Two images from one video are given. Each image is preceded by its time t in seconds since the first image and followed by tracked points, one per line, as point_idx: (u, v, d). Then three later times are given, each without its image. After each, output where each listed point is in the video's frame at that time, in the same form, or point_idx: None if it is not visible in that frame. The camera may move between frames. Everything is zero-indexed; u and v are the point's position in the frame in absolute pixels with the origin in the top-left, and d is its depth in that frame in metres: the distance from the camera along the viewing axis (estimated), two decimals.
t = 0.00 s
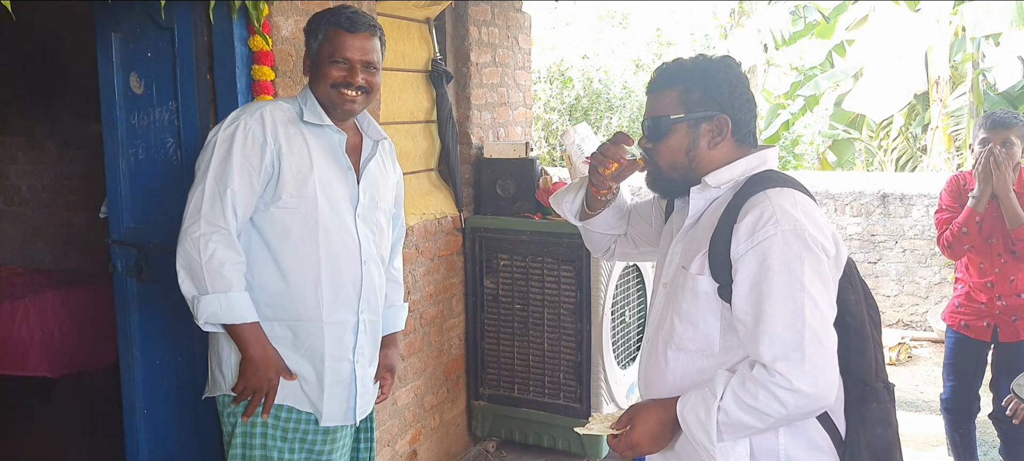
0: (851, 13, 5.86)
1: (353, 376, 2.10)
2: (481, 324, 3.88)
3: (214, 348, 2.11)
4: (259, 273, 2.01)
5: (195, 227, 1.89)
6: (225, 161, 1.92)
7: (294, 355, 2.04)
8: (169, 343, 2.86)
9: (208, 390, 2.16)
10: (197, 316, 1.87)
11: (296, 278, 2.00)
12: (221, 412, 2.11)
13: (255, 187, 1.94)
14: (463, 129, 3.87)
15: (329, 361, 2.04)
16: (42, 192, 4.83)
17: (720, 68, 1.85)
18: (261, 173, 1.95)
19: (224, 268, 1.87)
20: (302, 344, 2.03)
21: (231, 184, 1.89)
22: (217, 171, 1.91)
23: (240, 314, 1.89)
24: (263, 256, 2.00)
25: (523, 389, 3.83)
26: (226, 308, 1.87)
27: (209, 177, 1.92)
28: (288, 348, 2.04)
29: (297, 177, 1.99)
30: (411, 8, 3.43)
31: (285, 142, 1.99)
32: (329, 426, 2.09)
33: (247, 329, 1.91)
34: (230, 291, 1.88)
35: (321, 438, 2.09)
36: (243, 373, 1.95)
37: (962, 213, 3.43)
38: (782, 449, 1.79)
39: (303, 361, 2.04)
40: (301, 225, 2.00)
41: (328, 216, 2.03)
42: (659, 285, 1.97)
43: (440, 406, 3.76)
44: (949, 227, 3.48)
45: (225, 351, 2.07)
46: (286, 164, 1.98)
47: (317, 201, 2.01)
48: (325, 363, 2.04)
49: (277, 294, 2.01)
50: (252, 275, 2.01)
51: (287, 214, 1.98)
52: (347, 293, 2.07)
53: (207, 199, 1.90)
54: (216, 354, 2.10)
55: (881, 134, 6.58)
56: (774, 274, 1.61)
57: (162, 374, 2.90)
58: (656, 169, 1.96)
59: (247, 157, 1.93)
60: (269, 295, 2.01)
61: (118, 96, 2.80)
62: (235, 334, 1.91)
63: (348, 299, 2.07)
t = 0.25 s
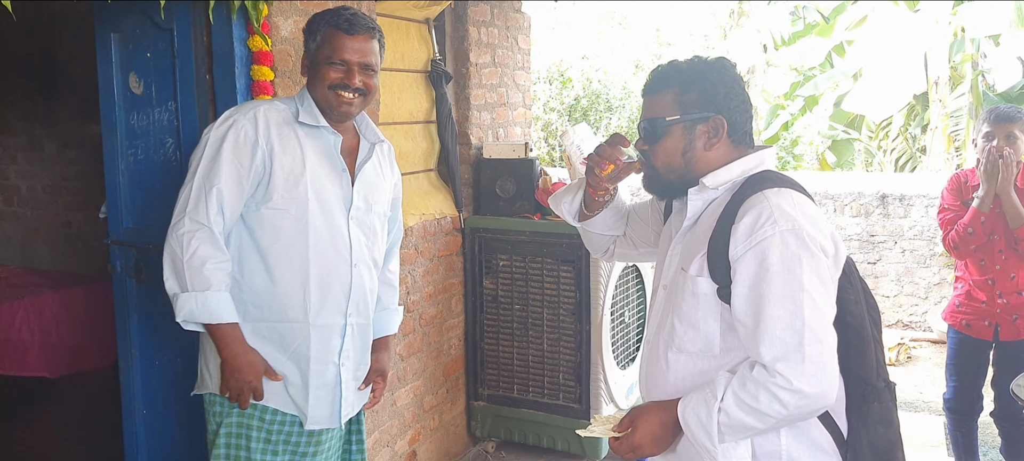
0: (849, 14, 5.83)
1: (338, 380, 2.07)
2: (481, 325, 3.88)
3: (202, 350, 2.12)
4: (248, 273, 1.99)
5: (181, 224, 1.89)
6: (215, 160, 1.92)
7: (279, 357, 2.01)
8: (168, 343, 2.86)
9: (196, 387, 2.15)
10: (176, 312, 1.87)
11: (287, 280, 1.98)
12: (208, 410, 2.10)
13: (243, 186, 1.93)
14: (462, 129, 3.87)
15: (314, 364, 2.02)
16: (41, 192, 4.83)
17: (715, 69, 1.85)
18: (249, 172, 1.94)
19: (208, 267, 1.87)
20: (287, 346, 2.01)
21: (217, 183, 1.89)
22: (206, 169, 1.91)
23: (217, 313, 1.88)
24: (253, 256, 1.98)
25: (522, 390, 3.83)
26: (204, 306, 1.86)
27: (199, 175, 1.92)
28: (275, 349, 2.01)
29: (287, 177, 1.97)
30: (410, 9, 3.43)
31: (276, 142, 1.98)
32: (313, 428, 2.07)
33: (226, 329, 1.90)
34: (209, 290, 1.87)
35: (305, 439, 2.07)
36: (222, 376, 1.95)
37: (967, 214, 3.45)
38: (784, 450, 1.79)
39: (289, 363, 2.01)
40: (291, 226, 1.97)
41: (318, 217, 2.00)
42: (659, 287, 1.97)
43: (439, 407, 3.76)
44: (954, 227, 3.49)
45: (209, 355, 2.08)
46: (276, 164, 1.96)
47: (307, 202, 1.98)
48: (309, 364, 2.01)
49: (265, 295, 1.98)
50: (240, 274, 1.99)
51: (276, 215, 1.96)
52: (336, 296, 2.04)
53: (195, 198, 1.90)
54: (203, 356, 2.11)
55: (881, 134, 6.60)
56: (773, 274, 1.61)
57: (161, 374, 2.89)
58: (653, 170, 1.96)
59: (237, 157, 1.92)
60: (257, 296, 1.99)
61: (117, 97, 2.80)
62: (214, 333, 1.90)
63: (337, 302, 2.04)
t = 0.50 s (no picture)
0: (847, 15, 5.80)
1: (326, 382, 2.07)
2: (479, 325, 3.88)
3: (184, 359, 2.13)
4: (232, 278, 1.97)
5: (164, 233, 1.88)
6: (196, 166, 1.90)
7: (266, 362, 1.99)
8: (166, 345, 2.86)
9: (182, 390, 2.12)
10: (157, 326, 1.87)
11: (269, 283, 1.97)
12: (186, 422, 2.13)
13: (225, 192, 1.91)
14: (461, 130, 3.87)
15: (300, 368, 2.01)
16: (39, 193, 4.82)
17: (711, 70, 1.85)
18: (230, 179, 1.92)
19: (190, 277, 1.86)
20: (270, 352, 1.99)
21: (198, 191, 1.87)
22: (187, 176, 1.90)
23: (197, 329, 1.88)
24: (235, 261, 1.97)
25: (520, 390, 3.83)
26: (184, 320, 1.86)
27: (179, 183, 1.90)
28: (258, 355, 1.99)
29: (268, 181, 1.96)
30: (409, 10, 3.43)
31: (257, 146, 1.96)
32: (300, 432, 2.06)
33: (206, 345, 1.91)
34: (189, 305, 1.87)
35: (289, 444, 2.07)
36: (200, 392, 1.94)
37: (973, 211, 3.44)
38: (783, 451, 1.79)
39: (274, 368, 2.00)
40: (274, 230, 1.96)
41: (301, 221, 1.99)
42: (657, 289, 1.97)
43: (437, 408, 3.76)
44: (958, 224, 3.48)
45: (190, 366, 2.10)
46: (257, 169, 1.94)
47: (290, 206, 1.97)
48: (295, 369, 2.01)
49: (249, 301, 1.97)
50: (223, 279, 1.98)
51: (258, 220, 1.95)
52: (321, 299, 2.03)
53: (177, 206, 1.88)
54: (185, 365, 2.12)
55: (880, 134, 6.57)
56: (770, 275, 1.61)
57: (159, 376, 2.89)
58: (650, 171, 1.97)
59: (218, 163, 1.91)
60: (241, 301, 1.98)
61: (116, 98, 2.80)
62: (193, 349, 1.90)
63: (323, 305, 2.04)
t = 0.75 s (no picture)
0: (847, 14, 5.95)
1: (308, 386, 2.05)
2: (479, 325, 3.87)
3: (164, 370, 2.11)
4: (202, 290, 1.94)
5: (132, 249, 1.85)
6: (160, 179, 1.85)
7: (244, 373, 1.97)
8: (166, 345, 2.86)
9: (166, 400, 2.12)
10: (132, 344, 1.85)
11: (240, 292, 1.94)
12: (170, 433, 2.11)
13: (191, 203, 1.86)
14: (461, 130, 3.87)
15: (278, 375, 1.99)
16: (39, 194, 4.82)
17: (711, 71, 1.85)
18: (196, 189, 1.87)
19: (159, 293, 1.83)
20: (247, 362, 1.97)
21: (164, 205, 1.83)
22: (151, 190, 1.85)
23: (171, 347, 1.85)
24: (205, 271, 1.93)
25: (521, 391, 3.83)
26: (157, 339, 1.83)
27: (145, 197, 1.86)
28: (234, 366, 1.97)
29: (235, 189, 1.91)
30: (409, 11, 3.43)
31: (221, 154, 1.90)
32: (283, 438, 2.05)
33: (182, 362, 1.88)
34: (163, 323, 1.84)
35: (273, 450, 2.05)
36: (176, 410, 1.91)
37: (981, 210, 3.43)
38: (784, 451, 1.79)
39: (252, 378, 1.98)
40: (243, 237, 1.92)
41: (273, 227, 1.95)
42: (658, 290, 1.97)
43: (437, 409, 3.76)
44: (965, 223, 3.48)
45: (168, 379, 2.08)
46: (223, 177, 1.89)
47: (259, 212, 1.92)
48: (274, 376, 1.99)
49: (220, 312, 1.94)
50: (196, 290, 1.94)
51: (227, 229, 1.90)
52: (296, 304, 2.00)
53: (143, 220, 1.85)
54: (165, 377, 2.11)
55: (879, 135, 6.51)
56: (771, 276, 1.61)
57: (159, 377, 2.89)
58: (651, 172, 1.97)
59: (182, 174, 1.85)
60: (213, 313, 1.94)
61: (117, 99, 2.79)
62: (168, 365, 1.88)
63: (298, 311, 2.00)
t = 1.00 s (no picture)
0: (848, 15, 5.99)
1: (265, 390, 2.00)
2: (479, 325, 3.87)
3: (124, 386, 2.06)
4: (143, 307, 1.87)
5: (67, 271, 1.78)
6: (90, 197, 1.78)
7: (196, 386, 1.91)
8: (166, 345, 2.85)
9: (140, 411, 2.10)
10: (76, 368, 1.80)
11: (182, 304, 1.87)
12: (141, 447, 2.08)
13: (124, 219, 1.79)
14: (461, 130, 3.87)
15: (232, 382, 1.94)
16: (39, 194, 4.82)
17: (712, 71, 1.85)
18: (129, 204, 1.80)
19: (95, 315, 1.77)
20: (190, 374, 1.90)
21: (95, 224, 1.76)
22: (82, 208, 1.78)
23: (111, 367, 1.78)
24: (145, 286, 1.87)
25: (520, 391, 3.83)
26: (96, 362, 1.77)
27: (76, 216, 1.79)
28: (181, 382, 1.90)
29: (170, 199, 1.83)
30: (409, 11, 3.43)
31: (153, 164, 1.83)
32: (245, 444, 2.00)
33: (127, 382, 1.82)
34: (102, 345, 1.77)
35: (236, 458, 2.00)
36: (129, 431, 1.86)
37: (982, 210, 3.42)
38: (787, 452, 1.79)
39: (203, 391, 1.92)
40: (182, 249, 1.85)
41: (214, 234, 1.88)
42: (659, 290, 1.98)
43: (438, 409, 3.76)
44: (966, 223, 3.47)
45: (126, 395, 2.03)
46: (155, 188, 1.82)
47: (197, 221, 1.85)
48: (228, 385, 1.94)
49: (162, 327, 1.87)
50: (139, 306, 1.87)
51: (166, 241, 1.83)
52: (241, 311, 1.93)
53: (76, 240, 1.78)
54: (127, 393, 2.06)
55: (879, 135, 6.59)
56: (772, 276, 1.61)
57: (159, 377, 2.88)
58: (652, 172, 1.96)
59: (111, 190, 1.78)
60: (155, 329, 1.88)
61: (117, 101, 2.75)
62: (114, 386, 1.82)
63: (245, 318, 1.94)
